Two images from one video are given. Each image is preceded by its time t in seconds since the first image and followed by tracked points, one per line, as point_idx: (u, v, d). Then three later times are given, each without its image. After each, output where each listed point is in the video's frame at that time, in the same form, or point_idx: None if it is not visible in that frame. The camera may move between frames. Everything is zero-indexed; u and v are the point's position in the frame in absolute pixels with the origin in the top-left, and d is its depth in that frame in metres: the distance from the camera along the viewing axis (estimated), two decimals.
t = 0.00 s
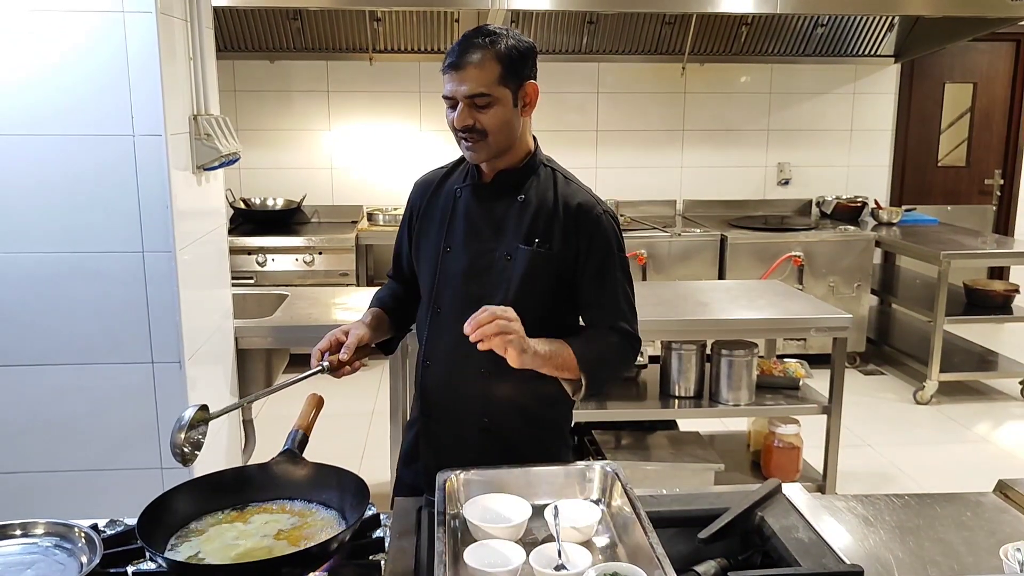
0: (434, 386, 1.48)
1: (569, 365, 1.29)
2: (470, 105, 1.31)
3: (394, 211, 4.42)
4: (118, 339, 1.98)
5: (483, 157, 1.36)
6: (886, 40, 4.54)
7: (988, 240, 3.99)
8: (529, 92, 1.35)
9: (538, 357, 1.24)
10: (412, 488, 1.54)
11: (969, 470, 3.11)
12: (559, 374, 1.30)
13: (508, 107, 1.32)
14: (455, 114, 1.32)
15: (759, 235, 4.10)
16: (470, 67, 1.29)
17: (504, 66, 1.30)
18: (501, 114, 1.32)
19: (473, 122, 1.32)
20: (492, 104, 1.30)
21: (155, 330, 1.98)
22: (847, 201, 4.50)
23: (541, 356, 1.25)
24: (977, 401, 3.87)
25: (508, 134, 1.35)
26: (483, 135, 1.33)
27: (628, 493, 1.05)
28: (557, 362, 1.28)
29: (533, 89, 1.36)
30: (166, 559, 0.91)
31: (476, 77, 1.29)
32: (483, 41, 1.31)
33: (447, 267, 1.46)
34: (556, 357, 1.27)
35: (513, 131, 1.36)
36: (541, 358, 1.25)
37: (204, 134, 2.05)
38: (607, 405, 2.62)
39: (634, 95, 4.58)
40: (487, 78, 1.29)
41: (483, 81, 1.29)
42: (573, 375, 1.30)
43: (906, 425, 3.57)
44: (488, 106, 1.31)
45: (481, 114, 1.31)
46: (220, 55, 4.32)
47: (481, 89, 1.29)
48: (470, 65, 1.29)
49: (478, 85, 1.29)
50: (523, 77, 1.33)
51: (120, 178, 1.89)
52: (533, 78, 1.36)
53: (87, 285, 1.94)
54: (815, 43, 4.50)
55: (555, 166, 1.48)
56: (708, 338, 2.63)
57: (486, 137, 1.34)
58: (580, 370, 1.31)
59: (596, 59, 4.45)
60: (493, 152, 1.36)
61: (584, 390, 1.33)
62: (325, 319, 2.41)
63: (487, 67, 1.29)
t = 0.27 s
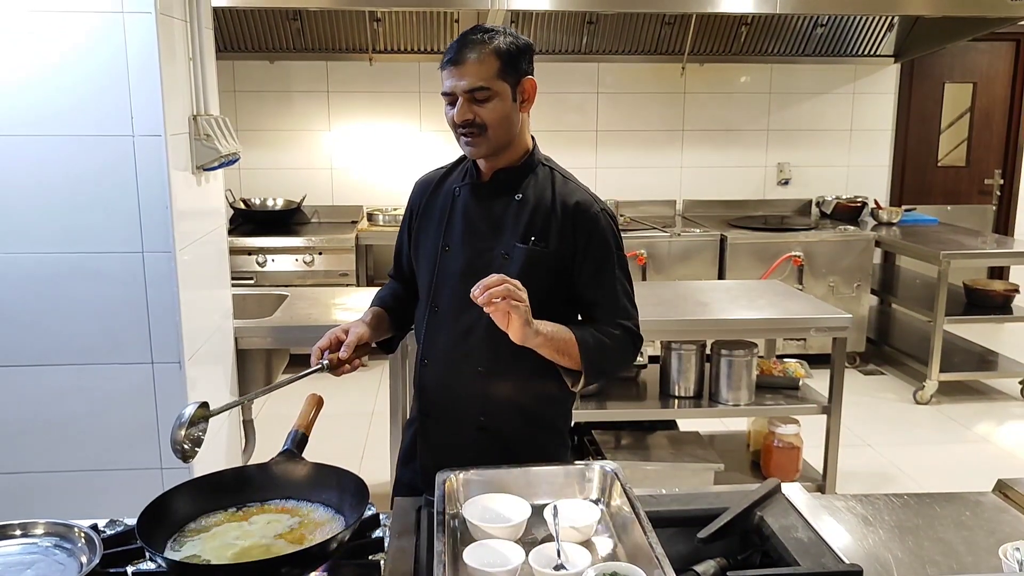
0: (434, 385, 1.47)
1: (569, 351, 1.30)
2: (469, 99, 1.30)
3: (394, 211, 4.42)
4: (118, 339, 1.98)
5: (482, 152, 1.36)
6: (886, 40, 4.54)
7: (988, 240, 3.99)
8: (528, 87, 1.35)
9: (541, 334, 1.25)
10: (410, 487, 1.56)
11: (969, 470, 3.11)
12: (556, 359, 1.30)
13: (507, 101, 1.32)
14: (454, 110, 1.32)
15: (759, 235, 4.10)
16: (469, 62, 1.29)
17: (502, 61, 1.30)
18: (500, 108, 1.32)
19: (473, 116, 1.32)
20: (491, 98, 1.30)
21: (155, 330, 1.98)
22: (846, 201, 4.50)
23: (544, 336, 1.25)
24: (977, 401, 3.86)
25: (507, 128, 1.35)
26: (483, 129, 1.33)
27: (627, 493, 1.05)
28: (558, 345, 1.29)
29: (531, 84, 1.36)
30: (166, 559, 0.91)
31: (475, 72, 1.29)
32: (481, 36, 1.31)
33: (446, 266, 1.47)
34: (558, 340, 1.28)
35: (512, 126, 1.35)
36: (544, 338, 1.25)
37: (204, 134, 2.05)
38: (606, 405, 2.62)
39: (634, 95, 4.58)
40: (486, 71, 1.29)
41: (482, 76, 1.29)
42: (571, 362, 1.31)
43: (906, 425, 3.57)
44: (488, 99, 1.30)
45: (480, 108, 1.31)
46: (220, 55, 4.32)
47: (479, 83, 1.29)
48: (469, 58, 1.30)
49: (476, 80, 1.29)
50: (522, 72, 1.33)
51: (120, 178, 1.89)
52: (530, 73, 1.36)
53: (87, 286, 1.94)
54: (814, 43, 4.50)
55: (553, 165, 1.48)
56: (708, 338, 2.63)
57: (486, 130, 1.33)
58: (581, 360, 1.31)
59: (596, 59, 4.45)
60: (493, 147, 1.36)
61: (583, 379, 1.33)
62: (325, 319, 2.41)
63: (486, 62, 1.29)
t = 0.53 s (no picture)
0: (435, 385, 1.48)
1: (561, 359, 1.31)
2: (475, 79, 1.32)
3: (394, 211, 4.43)
4: (118, 340, 1.98)
5: (486, 135, 1.36)
6: (886, 40, 4.54)
7: (988, 240, 3.99)
8: (529, 78, 1.38)
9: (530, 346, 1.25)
10: (412, 487, 1.55)
11: (969, 470, 3.11)
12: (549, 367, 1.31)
13: (512, 84, 1.34)
14: (459, 92, 1.34)
15: (759, 235, 4.10)
16: (474, 46, 1.32)
17: (507, 46, 1.34)
18: (505, 90, 1.33)
19: (479, 96, 1.33)
20: (497, 78, 1.32)
21: (155, 331, 1.98)
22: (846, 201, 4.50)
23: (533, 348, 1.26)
24: (977, 401, 3.86)
25: (512, 112, 1.35)
26: (489, 110, 1.34)
27: (627, 493, 1.05)
28: (549, 354, 1.29)
29: (533, 78, 1.39)
30: (166, 559, 0.91)
31: (482, 53, 1.32)
32: (483, 28, 1.35)
33: (446, 266, 1.47)
34: (547, 350, 1.29)
35: (516, 113, 1.37)
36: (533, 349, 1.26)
37: (204, 134, 2.05)
38: (606, 405, 2.62)
39: (634, 96, 4.58)
40: (490, 54, 1.32)
41: (489, 57, 1.32)
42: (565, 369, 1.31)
43: (906, 425, 3.57)
44: (493, 80, 1.32)
45: (486, 88, 1.33)
46: (220, 56, 4.33)
47: (486, 63, 1.32)
48: (473, 43, 1.33)
49: (483, 60, 1.32)
50: (524, 61, 1.37)
51: (120, 179, 1.89)
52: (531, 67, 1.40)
53: (87, 286, 1.94)
54: (814, 43, 4.51)
55: (553, 164, 1.48)
56: (707, 338, 2.63)
57: (492, 112, 1.34)
58: (574, 365, 1.31)
59: (596, 59, 4.45)
60: (496, 131, 1.36)
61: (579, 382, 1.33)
62: (325, 319, 2.41)
63: (492, 45, 1.33)
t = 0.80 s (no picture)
0: (441, 383, 1.48)
1: (540, 343, 1.26)
2: (480, 90, 1.33)
3: (393, 212, 4.43)
4: (118, 340, 1.98)
5: (493, 142, 1.37)
6: (886, 40, 4.54)
7: (988, 240, 3.99)
8: (535, 81, 1.38)
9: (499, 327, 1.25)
10: (417, 485, 1.54)
11: (969, 470, 3.11)
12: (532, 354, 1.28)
13: (518, 92, 1.35)
14: (465, 102, 1.35)
15: (759, 235, 4.10)
16: (478, 55, 1.32)
17: (512, 51, 1.34)
18: (511, 97, 1.34)
19: (485, 106, 1.34)
20: (503, 87, 1.33)
21: (155, 331, 1.98)
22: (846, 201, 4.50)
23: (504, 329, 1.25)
24: (978, 401, 3.86)
25: (517, 119, 1.37)
26: (495, 119, 1.35)
27: (627, 493, 1.05)
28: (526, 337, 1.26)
29: (537, 81, 1.39)
30: (166, 560, 0.91)
31: (486, 62, 1.32)
32: (487, 31, 1.34)
33: (453, 265, 1.47)
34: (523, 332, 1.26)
35: (523, 118, 1.38)
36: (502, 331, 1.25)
37: (204, 135, 2.05)
38: (606, 405, 2.62)
39: (634, 96, 4.58)
40: (495, 62, 1.32)
41: (494, 66, 1.32)
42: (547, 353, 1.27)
43: (906, 425, 3.57)
44: (499, 89, 1.33)
45: (492, 98, 1.33)
46: (220, 56, 4.33)
47: (491, 73, 1.32)
48: (477, 50, 1.32)
49: (489, 69, 1.32)
50: (528, 63, 1.36)
51: (119, 179, 1.89)
52: (536, 68, 1.39)
53: (87, 286, 1.94)
54: (814, 43, 4.51)
55: (559, 163, 1.47)
56: (707, 338, 2.63)
57: (498, 121, 1.35)
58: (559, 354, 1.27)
59: (595, 59, 4.45)
60: (502, 137, 1.37)
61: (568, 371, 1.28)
62: (325, 319, 2.41)
63: (497, 52, 1.32)
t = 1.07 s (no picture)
0: (447, 381, 1.48)
1: (512, 317, 1.19)
2: (474, 110, 1.32)
3: (393, 212, 4.43)
4: (118, 340, 1.98)
5: (491, 157, 1.37)
6: (886, 39, 4.54)
7: (988, 240, 3.99)
8: (533, 91, 1.35)
9: (471, 293, 1.18)
10: (421, 484, 1.55)
11: (969, 470, 3.11)
12: (502, 328, 1.20)
13: (513, 108, 1.33)
14: (461, 119, 1.34)
15: (759, 235, 4.10)
16: (473, 72, 1.30)
17: (505, 66, 1.31)
18: (506, 116, 1.33)
19: (480, 125, 1.33)
20: (496, 107, 1.31)
21: (154, 331, 1.98)
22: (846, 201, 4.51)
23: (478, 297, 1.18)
24: (978, 401, 3.86)
25: (514, 132, 1.36)
26: (490, 138, 1.34)
27: (627, 493, 1.05)
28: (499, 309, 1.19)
29: (536, 88, 1.36)
30: (166, 560, 0.91)
31: (480, 82, 1.30)
32: (484, 43, 1.31)
33: (458, 265, 1.48)
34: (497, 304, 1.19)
35: (521, 130, 1.37)
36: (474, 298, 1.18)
37: (203, 135, 2.04)
38: (606, 405, 2.62)
39: (634, 96, 4.58)
40: (490, 80, 1.30)
41: (487, 85, 1.30)
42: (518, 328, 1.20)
43: (906, 424, 3.57)
44: (493, 108, 1.32)
45: (487, 117, 1.32)
46: (220, 56, 4.33)
47: (483, 93, 1.30)
48: (472, 67, 1.30)
49: (481, 89, 1.30)
50: (524, 75, 1.33)
51: (119, 179, 1.89)
52: (535, 76, 1.36)
53: (86, 287, 1.94)
54: (814, 43, 4.51)
55: (564, 165, 1.47)
56: (707, 339, 2.63)
57: (493, 139, 1.35)
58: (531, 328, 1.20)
59: (595, 59, 4.45)
60: (500, 152, 1.37)
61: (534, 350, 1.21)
62: (325, 319, 2.41)
63: (490, 70, 1.30)
